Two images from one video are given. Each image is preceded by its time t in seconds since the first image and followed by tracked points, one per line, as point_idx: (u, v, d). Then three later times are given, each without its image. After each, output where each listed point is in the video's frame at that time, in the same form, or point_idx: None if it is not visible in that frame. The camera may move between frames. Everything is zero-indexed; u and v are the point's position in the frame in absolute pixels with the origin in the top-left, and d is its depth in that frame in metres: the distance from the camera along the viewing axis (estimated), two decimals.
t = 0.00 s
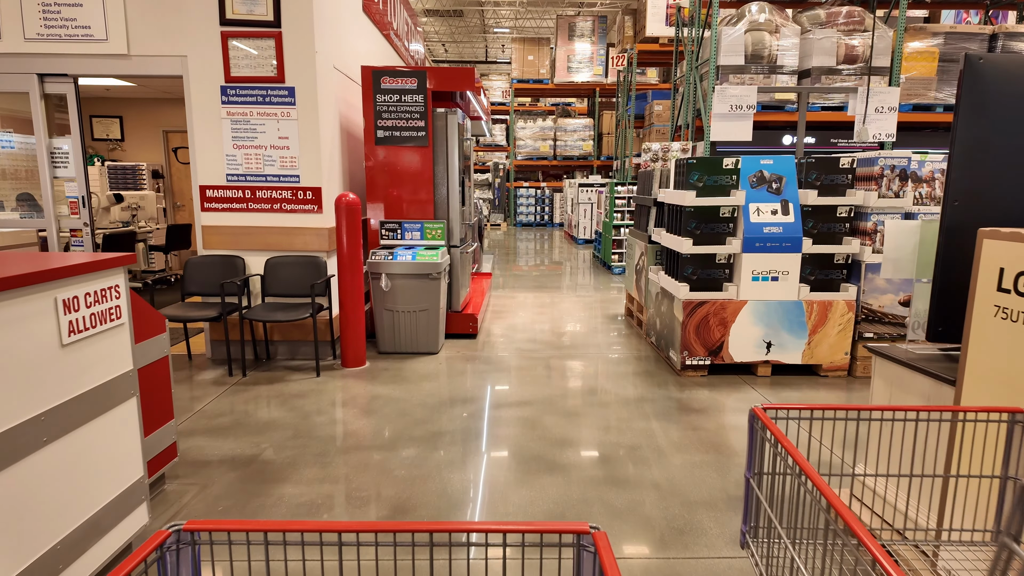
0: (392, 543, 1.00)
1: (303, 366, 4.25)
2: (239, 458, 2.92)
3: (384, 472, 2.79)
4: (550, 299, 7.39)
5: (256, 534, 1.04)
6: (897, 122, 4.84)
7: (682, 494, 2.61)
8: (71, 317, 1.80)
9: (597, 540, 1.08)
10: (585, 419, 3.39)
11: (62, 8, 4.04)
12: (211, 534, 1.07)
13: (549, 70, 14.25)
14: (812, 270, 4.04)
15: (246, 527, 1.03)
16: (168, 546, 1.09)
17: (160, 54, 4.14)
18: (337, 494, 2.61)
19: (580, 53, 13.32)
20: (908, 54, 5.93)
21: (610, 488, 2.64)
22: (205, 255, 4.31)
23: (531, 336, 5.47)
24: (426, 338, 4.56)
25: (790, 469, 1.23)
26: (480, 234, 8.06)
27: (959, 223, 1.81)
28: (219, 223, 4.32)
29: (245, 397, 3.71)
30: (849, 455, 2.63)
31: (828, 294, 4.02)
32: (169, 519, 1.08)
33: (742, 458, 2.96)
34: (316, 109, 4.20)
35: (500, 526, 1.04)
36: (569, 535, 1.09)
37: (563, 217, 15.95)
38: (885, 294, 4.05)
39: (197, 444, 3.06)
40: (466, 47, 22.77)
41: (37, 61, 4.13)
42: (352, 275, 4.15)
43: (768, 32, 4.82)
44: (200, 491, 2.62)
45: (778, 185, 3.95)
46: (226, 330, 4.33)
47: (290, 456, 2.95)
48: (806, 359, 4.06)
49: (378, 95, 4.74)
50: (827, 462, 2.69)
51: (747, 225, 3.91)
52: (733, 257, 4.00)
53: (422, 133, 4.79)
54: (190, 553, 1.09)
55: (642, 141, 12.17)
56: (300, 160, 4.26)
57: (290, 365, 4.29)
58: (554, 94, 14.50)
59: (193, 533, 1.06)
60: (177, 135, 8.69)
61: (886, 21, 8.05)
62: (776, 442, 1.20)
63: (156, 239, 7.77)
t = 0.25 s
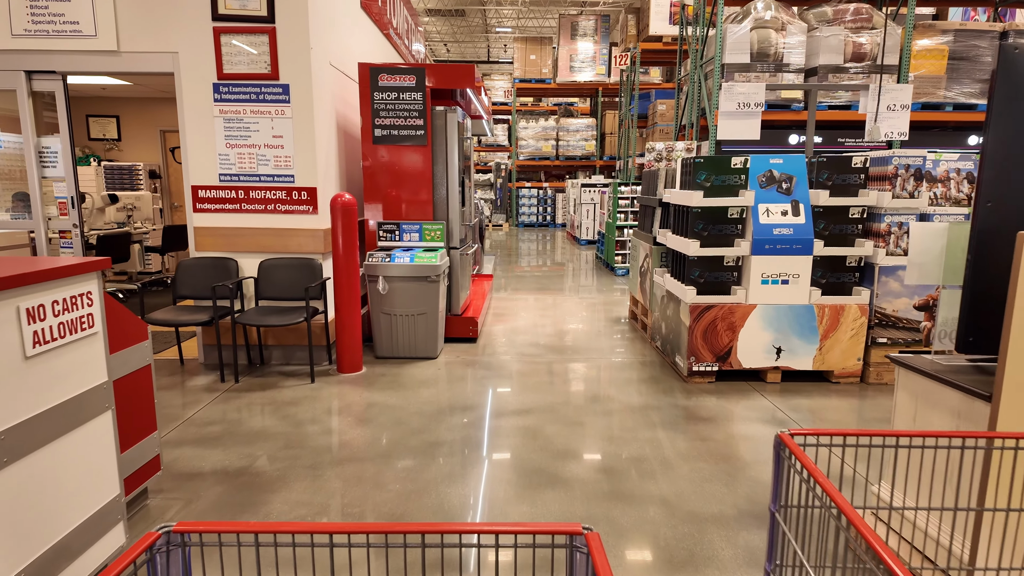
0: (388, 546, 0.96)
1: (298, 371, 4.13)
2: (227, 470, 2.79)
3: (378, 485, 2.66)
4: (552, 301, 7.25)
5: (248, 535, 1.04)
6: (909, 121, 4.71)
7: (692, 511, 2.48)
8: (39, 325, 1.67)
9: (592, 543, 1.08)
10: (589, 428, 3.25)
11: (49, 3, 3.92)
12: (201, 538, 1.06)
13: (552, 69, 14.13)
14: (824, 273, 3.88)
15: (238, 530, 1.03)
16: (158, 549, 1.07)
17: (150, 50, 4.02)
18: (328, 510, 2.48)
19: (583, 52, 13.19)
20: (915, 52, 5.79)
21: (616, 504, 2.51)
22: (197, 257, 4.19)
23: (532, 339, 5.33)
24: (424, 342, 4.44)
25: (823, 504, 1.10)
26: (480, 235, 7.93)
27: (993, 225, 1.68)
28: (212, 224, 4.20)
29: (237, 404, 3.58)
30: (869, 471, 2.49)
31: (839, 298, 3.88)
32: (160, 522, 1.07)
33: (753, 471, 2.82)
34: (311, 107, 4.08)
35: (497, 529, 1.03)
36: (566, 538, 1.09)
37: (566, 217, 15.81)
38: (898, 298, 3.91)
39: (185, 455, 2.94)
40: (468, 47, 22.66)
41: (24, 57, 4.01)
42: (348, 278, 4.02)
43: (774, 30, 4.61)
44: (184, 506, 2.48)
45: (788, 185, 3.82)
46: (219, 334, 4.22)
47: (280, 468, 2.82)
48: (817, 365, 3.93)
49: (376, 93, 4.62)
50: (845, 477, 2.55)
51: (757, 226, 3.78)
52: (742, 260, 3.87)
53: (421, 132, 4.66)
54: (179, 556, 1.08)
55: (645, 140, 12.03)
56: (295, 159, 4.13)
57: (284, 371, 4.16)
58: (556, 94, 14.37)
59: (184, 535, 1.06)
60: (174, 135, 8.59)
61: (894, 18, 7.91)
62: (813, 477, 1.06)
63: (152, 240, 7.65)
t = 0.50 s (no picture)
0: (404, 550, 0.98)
1: (294, 377, 3.99)
2: (216, 484, 2.66)
3: (374, 501, 2.52)
4: (556, 303, 7.11)
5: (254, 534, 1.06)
6: (926, 119, 4.48)
7: (705, 531, 2.34)
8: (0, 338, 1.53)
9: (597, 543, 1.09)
10: (596, 439, 3.11)
11: None
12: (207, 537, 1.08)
13: (556, 68, 13.99)
14: (839, 276, 3.77)
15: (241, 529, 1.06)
16: (164, 547, 1.08)
17: (142, 45, 3.89)
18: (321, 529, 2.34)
19: (586, 51, 13.04)
20: (927, 49, 5.63)
21: (625, 524, 2.36)
22: (191, 259, 4.06)
23: (536, 343, 5.19)
24: (425, 347, 4.30)
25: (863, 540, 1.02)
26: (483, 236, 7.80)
27: None
28: (205, 225, 4.06)
29: (230, 413, 3.45)
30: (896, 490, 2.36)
31: (856, 302, 3.74)
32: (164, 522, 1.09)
33: (769, 487, 2.68)
34: (308, 105, 3.95)
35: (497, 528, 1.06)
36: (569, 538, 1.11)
37: (569, 218, 15.67)
38: (918, 303, 3.75)
39: (173, 468, 2.81)
40: (471, 46, 22.53)
41: (13, 53, 3.89)
42: (347, 281, 3.89)
43: (782, 27, 4.82)
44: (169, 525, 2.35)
45: (802, 185, 3.68)
46: (214, 339, 4.10)
47: (272, 482, 2.68)
48: (832, 372, 3.78)
49: (375, 90, 4.49)
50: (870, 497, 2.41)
51: (770, 228, 3.64)
52: (754, 263, 3.73)
53: (422, 130, 4.53)
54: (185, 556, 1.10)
55: (649, 140, 11.89)
56: (292, 158, 4.01)
57: (279, 377, 4.03)
58: (560, 93, 14.23)
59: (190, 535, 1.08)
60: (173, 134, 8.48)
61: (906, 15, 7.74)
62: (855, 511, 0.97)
63: (149, 241, 7.54)
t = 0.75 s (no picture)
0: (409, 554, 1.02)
1: (291, 384, 3.88)
2: (206, 499, 2.54)
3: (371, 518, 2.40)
4: (560, 306, 6.99)
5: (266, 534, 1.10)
6: (943, 119, 4.36)
7: (720, 553, 2.21)
8: None
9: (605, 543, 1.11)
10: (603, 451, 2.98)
11: None
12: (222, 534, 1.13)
13: (559, 69, 13.85)
14: (855, 281, 3.65)
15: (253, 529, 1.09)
16: (179, 549, 1.12)
17: (136, 43, 3.78)
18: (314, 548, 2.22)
19: (590, 52, 12.92)
20: (938, 47, 5.50)
21: (636, 544, 2.24)
22: (186, 263, 3.95)
23: (540, 348, 5.07)
24: (426, 353, 4.18)
25: None
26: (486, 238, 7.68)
27: None
28: (201, 228, 3.95)
29: (224, 422, 3.34)
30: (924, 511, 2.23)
31: (873, 308, 3.61)
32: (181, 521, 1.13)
33: (786, 504, 2.55)
34: (306, 104, 3.84)
35: (500, 529, 1.09)
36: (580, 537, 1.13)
37: (573, 219, 15.54)
38: (937, 309, 3.62)
39: (162, 481, 2.69)
40: (474, 46, 22.43)
41: (3, 51, 3.79)
42: (345, 285, 3.77)
43: (790, 26, 4.70)
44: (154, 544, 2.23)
45: (817, 187, 3.55)
46: (209, 345, 3.99)
47: (264, 497, 2.57)
48: (848, 381, 3.65)
49: (375, 89, 4.37)
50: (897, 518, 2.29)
51: (784, 231, 3.51)
52: (767, 267, 3.60)
53: (424, 130, 4.41)
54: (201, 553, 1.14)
55: (654, 141, 11.75)
56: (289, 159, 3.89)
57: (276, 384, 3.91)
58: (563, 94, 14.10)
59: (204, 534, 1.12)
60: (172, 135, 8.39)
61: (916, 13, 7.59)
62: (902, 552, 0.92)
63: (148, 243, 7.44)
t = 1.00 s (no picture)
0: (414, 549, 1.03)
1: (284, 392, 3.74)
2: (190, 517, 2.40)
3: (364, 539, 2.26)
4: (564, 309, 6.84)
5: (270, 529, 1.10)
6: (962, 117, 4.20)
7: None
8: None
9: (614, 541, 1.09)
10: (609, 465, 2.83)
11: None
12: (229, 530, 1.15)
13: (562, 69, 13.70)
14: (872, 285, 3.50)
15: (258, 525, 1.09)
16: (188, 545, 1.16)
17: (125, 38, 3.65)
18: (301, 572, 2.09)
19: (593, 51, 12.78)
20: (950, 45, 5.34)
21: (645, 567, 2.10)
22: (176, 266, 3.82)
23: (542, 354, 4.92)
24: (425, 359, 4.04)
25: None
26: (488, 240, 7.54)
27: None
28: (192, 230, 3.82)
29: (213, 432, 3.20)
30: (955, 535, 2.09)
31: (891, 313, 3.45)
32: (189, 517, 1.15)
33: (804, 524, 2.40)
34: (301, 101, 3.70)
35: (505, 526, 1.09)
36: (592, 535, 1.13)
37: (576, 220, 15.39)
38: (958, 315, 3.46)
39: (146, 497, 2.56)
40: (476, 47, 22.32)
41: None
42: (341, 289, 3.63)
43: (799, 23, 4.54)
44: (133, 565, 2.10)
45: (832, 187, 3.39)
46: (200, 351, 3.85)
47: (252, 515, 2.42)
48: (865, 390, 3.49)
49: (373, 86, 4.23)
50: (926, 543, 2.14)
51: (798, 233, 3.35)
52: (779, 271, 3.45)
53: (423, 128, 4.26)
54: (210, 549, 1.18)
55: (658, 141, 11.59)
56: (283, 158, 3.75)
57: (268, 391, 3.77)
58: (567, 94, 13.95)
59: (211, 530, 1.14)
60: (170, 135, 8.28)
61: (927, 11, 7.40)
62: None
63: (144, 244, 7.33)
